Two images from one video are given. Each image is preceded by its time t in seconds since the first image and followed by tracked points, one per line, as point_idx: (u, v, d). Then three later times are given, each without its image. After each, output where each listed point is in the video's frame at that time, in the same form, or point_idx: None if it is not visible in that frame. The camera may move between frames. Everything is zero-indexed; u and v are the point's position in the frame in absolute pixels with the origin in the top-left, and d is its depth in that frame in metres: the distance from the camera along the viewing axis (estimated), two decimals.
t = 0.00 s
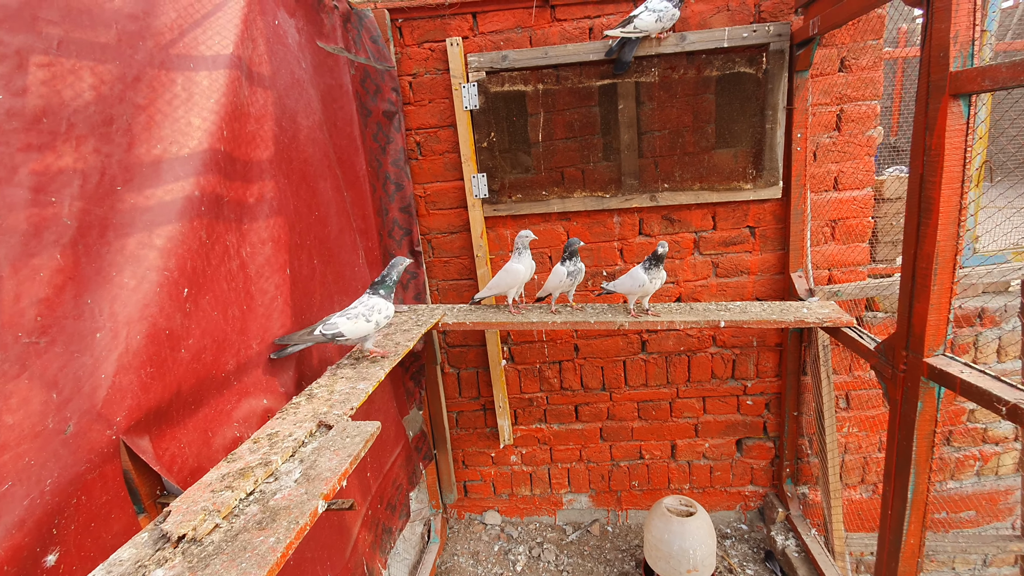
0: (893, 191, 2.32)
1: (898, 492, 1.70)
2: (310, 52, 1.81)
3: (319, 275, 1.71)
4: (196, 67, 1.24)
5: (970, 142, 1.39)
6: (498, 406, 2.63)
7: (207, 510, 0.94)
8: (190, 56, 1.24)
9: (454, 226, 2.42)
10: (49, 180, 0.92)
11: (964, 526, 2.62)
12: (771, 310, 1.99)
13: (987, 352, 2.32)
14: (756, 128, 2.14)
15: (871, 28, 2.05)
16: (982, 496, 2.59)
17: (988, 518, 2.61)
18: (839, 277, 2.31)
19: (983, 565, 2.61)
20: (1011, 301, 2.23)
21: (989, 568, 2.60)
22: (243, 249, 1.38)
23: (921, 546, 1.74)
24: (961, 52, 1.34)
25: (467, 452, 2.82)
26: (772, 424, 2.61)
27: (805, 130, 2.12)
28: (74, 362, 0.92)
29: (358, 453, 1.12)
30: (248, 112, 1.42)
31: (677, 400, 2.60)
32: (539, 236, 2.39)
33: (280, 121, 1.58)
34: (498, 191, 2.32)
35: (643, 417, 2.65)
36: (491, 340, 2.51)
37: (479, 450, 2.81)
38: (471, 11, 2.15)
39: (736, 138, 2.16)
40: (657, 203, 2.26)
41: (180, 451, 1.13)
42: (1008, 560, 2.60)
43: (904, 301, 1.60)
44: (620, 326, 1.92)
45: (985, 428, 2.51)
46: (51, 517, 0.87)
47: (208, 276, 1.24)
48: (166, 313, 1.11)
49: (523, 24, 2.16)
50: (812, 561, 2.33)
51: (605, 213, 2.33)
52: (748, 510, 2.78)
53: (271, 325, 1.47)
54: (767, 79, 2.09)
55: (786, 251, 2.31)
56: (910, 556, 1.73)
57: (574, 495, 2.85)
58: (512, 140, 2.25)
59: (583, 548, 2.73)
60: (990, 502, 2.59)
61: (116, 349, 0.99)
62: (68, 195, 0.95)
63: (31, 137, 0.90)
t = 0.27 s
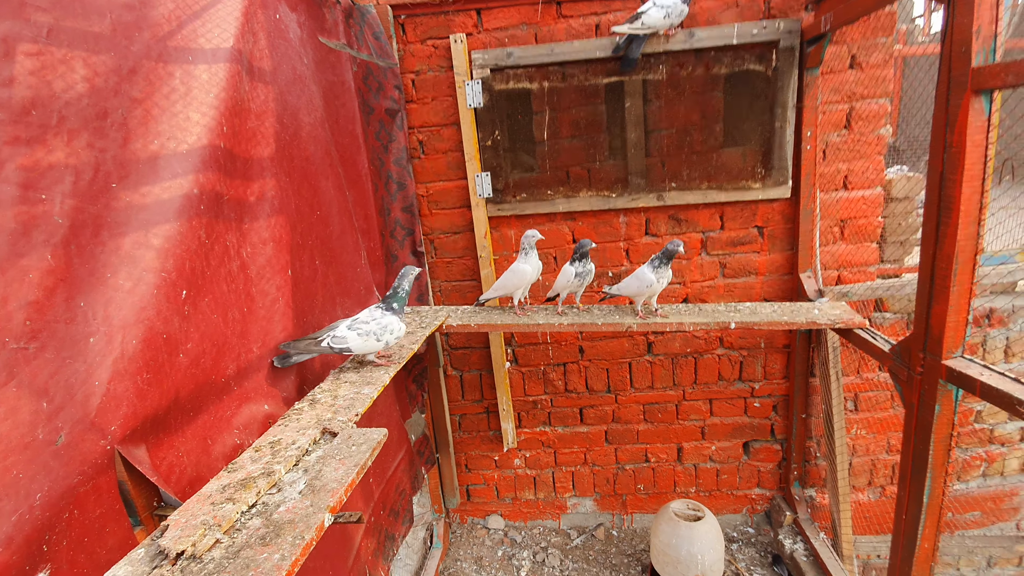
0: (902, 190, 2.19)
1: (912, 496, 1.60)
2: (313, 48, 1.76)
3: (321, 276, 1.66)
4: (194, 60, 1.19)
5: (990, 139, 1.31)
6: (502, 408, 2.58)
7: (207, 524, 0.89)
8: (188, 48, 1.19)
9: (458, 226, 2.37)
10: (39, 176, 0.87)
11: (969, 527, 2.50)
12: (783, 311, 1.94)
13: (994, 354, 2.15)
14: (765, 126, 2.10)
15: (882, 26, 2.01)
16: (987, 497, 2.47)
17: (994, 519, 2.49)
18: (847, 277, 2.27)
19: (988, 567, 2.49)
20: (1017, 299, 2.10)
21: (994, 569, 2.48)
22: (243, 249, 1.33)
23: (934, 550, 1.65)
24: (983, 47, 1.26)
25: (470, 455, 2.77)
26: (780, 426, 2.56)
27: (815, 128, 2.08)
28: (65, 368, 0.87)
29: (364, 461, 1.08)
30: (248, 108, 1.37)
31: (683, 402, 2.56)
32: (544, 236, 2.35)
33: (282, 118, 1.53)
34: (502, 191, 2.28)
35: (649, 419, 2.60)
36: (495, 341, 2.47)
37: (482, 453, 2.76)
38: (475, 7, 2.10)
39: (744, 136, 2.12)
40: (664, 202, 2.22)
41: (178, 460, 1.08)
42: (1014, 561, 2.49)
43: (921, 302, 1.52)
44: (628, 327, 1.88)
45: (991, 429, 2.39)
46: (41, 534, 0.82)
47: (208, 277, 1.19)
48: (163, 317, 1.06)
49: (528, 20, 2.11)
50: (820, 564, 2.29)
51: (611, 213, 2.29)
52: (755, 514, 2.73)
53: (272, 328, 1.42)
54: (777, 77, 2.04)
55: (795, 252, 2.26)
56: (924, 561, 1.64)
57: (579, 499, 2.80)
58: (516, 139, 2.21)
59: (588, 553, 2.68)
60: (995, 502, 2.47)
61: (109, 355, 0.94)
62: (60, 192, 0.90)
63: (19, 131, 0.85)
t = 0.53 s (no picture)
0: (903, 190, 2.15)
1: (916, 503, 1.56)
2: (301, 44, 1.72)
3: (309, 278, 1.62)
4: (172, 54, 1.15)
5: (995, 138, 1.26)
6: (498, 412, 2.54)
7: (176, 540, 0.87)
8: (166, 41, 1.14)
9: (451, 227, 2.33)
10: None
11: (970, 532, 2.46)
12: (782, 314, 1.90)
13: (997, 356, 2.10)
14: (764, 125, 2.06)
15: (881, 23, 1.98)
16: (990, 502, 2.42)
17: (995, 524, 2.45)
18: (848, 279, 2.23)
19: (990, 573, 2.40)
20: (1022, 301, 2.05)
21: None
22: (224, 250, 1.28)
23: (938, 559, 1.60)
24: (987, 42, 1.21)
25: (464, 460, 2.73)
26: (779, 430, 2.52)
27: (815, 127, 2.04)
28: (27, 376, 0.83)
29: (344, 472, 1.06)
30: (231, 104, 1.33)
31: (681, 405, 2.51)
32: (539, 237, 2.30)
33: (267, 115, 1.48)
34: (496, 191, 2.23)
35: (646, 423, 2.56)
36: (489, 344, 2.42)
37: (477, 457, 2.71)
38: (468, 3, 2.06)
39: (742, 135, 2.07)
40: (661, 202, 2.18)
41: (152, 470, 1.04)
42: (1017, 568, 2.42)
43: (925, 304, 1.48)
44: (624, 329, 1.84)
45: (993, 433, 2.35)
46: None
47: (186, 279, 1.15)
48: (136, 320, 1.01)
49: (522, 17, 2.07)
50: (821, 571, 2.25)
51: (607, 213, 2.25)
52: (754, 519, 2.69)
53: (256, 331, 1.37)
54: (776, 75, 2.00)
55: (794, 253, 2.22)
56: (927, 570, 1.59)
57: (575, 504, 2.76)
58: (511, 138, 2.17)
59: (585, 559, 2.63)
60: (997, 507, 2.42)
61: (76, 361, 0.90)
62: (23, 190, 0.86)
63: None
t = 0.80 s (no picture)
0: (904, 191, 2.15)
1: (916, 504, 1.56)
2: (302, 44, 1.72)
3: (310, 279, 1.62)
4: (174, 53, 1.15)
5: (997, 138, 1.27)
6: (498, 413, 2.54)
7: (176, 540, 0.87)
8: (167, 41, 1.14)
9: (452, 227, 2.33)
10: (2, 172, 0.83)
11: (971, 533, 2.45)
12: (783, 314, 1.90)
13: (997, 357, 2.11)
14: (765, 126, 2.06)
15: (882, 23, 1.97)
16: (991, 504, 2.42)
17: (996, 526, 2.44)
18: (849, 279, 2.23)
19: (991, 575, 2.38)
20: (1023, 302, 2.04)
21: None
22: (226, 250, 1.29)
23: (939, 561, 1.60)
24: (989, 43, 1.21)
25: (465, 460, 2.72)
26: (780, 431, 2.51)
27: (815, 128, 2.04)
28: (28, 375, 0.83)
29: (345, 472, 1.07)
30: (232, 104, 1.33)
31: (681, 406, 2.51)
32: (540, 237, 2.30)
33: (268, 115, 1.48)
34: (497, 191, 2.24)
35: (647, 424, 2.56)
36: (490, 344, 2.42)
37: (477, 458, 2.71)
38: (469, 3, 2.06)
39: (743, 136, 2.07)
40: (662, 203, 2.18)
41: (153, 470, 1.04)
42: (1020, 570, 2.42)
43: (925, 305, 1.47)
44: (625, 330, 1.84)
45: (994, 434, 2.35)
46: None
47: (187, 279, 1.15)
48: (138, 320, 1.01)
49: (523, 17, 2.07)
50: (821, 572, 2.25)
51: (607, 214, 2.25)
52: (755, 520, 2.68)
53: (257, 332, 1.37)
54: (776, 75, 2.00)
55: (795, 253, 2.22)
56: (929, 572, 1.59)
57: (576, 505, 2.76)
58: (511, 138, 2.17)
59: (585, 560, 2.63)
60: (999, 509, 2.42)
61: (78, 361, 0.90)
62: (25, 189, 0.86)
63: None
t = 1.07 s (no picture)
0: (905, 191, 2.15)
1: (917, 505, 1.55)
2: (302, 44, 1.72)
3: (310, 279, 1.62)
4: (176, 54, 1.15)
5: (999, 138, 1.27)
6: (499, 413, 2.54)
7: (177, 540, 0.87)
8: (169, 41, 1.15)
9: (453, 227, 2.33)
10: (6, 171, 0.83)
11: (973, 534, 2.45)
12: (785, 314, 1.89)
13: (999, 358, 2.11)
14: (766, 126, 2.05)
15: (884, 23, 1.98)
16: (992, 504, 2.42)
17: (998, 526, 2.44)
18: (850, 280, 2.22)
19: None
20: None
21: None
22: (226, 251, 1.29)
23: (941, 562, 1.60)
24: (990, 43, 1.21)
25: (465, 460, 2.72)
26: (781, 432, 2.51)
27: (817, 128, 2.04)
28: (32, 375, 0.83)
29: (345, 472, 1.07)
30: (233, 104, 1.33)
31: (682, 407, 2.51)
32: (540, 237, 2.30)
33: (269, 115, 1.48)
34: (497, 191, 2.24)
35: (648, 424, 2.56)
36: (491, 344, 2.42)
37: (478, 458, 2.71)
38: (470, 4, 2.06)
39: (744, 136, 2.07)
40: (663, 203, 2.18)
41: (154, 470, 1.04)
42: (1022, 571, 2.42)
43: (928, 306, 1.47)
44: (626, 330, 1.83)
45: (996, 434, 2.34)
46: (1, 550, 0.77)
47: (188, 279, 1.15)
48: (139, 320, 1.01)
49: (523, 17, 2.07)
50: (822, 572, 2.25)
51: (608, 214, 2.25)
52: (756, 521, 2.68)
53: (257, 332, 1.37)
54: (777, 76, 2.00)
55: (796, 254, 2.22)
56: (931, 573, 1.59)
57: (577, 505, 2.75)
58: (512, 138, 2.17)
59: (586, 561, 2.63)
60: (1000, 510, 2.42)
61: (80, 361, 0.90)
62: (28, 189, 0.86)
63: None
